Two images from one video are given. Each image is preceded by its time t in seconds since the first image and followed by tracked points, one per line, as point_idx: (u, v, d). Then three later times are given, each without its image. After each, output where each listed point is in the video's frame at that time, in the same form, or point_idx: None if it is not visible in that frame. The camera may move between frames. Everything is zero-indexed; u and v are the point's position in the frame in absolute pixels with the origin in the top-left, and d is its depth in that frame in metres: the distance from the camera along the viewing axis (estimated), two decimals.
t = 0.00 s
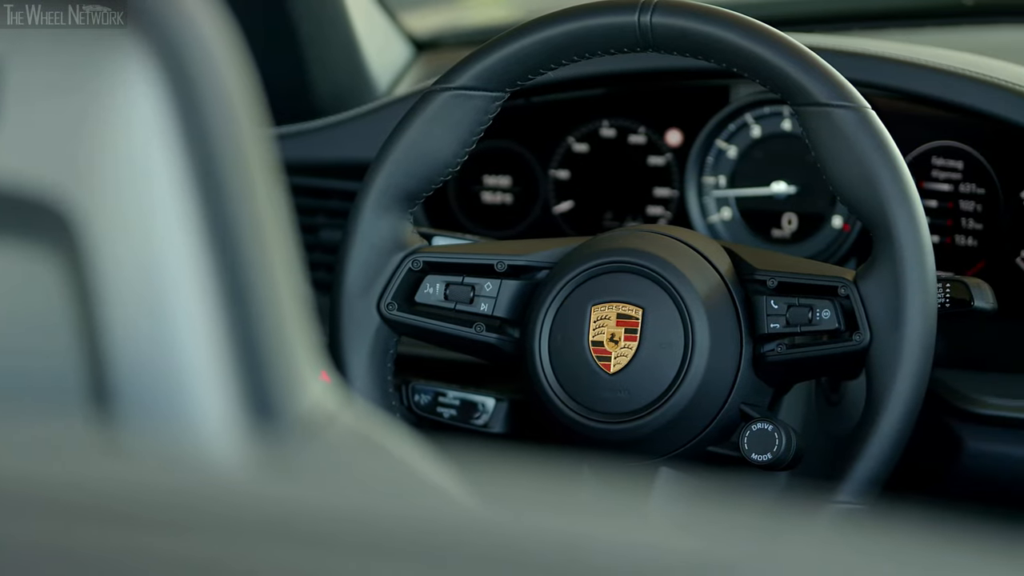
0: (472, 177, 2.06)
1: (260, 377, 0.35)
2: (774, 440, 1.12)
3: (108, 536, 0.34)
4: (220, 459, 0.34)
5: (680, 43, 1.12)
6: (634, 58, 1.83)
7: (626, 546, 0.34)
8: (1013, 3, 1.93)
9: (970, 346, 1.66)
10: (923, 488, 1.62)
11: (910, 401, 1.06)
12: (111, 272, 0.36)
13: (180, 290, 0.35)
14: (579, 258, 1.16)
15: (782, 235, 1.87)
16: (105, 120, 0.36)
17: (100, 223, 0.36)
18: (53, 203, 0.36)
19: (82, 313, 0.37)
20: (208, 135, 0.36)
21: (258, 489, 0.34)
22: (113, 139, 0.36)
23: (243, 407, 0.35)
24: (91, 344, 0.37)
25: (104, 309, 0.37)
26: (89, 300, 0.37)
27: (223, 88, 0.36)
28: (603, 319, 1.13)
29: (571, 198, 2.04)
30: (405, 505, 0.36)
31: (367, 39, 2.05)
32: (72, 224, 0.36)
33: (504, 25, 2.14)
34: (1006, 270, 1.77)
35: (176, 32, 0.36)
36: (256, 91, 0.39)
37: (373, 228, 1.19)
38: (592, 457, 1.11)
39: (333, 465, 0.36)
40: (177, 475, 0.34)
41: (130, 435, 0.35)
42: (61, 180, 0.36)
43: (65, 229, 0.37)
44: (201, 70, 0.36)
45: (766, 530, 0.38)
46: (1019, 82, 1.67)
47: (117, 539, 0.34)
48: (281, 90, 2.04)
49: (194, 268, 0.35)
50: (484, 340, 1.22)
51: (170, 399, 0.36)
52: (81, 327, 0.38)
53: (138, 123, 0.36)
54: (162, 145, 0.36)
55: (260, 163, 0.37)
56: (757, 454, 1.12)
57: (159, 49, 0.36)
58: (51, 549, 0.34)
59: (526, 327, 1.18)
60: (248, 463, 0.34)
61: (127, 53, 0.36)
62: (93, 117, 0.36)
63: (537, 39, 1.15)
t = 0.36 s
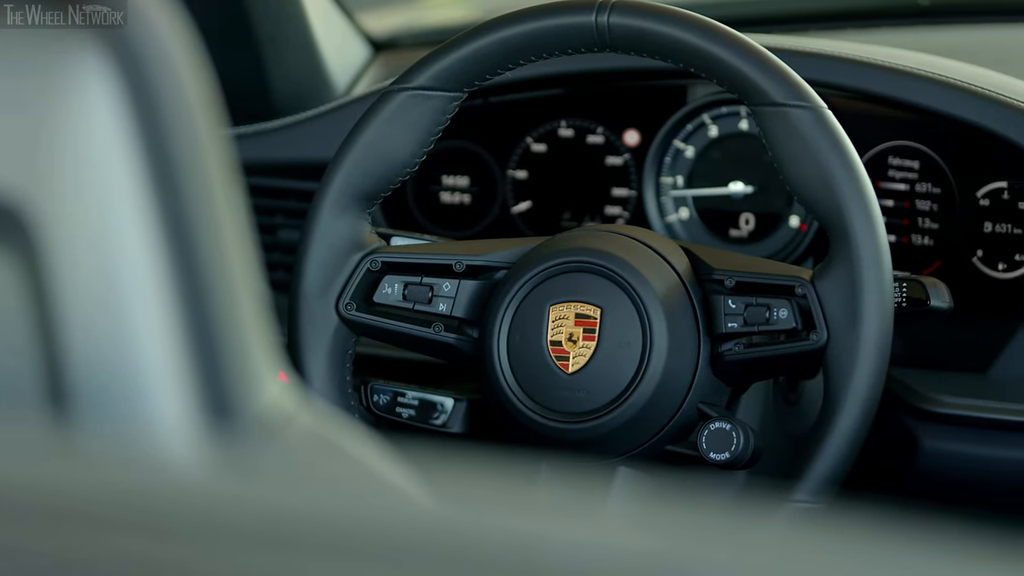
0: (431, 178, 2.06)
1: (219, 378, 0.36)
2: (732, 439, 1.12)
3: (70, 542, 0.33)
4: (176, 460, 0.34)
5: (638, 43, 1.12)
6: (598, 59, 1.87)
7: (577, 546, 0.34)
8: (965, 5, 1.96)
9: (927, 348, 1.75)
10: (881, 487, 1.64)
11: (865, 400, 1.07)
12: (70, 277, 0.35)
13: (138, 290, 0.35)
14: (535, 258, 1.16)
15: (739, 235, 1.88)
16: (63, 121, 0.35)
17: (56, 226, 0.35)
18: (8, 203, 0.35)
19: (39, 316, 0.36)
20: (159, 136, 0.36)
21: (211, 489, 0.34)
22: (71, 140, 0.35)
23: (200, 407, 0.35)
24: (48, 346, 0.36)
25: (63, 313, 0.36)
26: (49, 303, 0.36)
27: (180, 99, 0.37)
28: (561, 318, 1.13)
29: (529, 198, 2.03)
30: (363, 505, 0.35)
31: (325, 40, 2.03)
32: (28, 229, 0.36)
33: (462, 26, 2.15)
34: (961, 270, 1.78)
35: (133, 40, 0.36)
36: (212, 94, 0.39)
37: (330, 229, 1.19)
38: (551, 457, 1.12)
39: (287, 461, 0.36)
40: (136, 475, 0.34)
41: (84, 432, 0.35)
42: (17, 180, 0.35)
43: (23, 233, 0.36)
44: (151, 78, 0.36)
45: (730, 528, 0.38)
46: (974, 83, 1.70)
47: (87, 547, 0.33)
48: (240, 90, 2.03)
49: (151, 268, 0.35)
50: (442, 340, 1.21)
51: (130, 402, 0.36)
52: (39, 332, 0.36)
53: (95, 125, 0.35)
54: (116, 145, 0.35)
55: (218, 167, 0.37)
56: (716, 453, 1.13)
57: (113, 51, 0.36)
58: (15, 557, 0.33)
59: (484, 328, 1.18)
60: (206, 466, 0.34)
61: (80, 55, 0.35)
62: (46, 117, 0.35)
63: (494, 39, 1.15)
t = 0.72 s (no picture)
0: (398, 178, 2.06)
1: (188, 376, 0.36)
2: (699, 439, 1.12)
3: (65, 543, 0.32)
4: (143, 457, 0.34)
5: (604, 43, 1.12)
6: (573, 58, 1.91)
7: (544, 547, 0.34)
8: (930, 6, 1.97)
9: (893, 347, 1.78)
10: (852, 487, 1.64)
11: (831, 399, 1.07)
12: (35, 279, 0.35)
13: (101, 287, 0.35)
14: (503, 258, 1.16)
15: (706, 234, 1.88)
16: (29, 122, 0.35)
17: (21, 226, 0.35)
18: None
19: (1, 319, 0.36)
20: (125, 133, 0.36)
21: (188, 488, 0.33)
22: (40, 140, 0.35)
23: (170, 404, 0.36)
24: (11, 349, 0.35)
25: (27, 313, 0.36)
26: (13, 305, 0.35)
27: (147, 100, 0.37)
28: (529, 318, 1.13)
29: (496, 198, 2.03)
30: (336, 507, 0.34)
31: (292, 40, 2.03)
32: None
33: (430, 26, 2.14)
34: (927, 268, 1.80)
35: (107, 42, 0.37)
36: (183, 100, 0.40)
37: (298, 230, 1.18)
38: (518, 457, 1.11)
39: (255, 459, 0.37)
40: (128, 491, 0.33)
41: (47, 428, 0.34)
42: None
43: None
44: (129, 76, 0.37)
45: (699, 528, 0.38)
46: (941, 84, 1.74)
47: (87, 548, 0.32)
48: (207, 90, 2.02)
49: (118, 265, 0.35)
50: (410, 340, 1.21)
51: (96, 401, 0.36)
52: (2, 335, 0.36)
53: (62, 126, 0.35)
54: (81, 140, 0.35)
55: (185, 167, 0.38)
56: (683, 453, 1.13)
57: (84, 52, 0.36)
58: (15, 562, 0.32)
59: (452, 329, 1.18)
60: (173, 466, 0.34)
61: (49, 53, 0.35)
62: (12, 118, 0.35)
63: (461, 38, 1.15)
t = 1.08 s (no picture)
0: (372, 178, 2.05)
1: (159, 376, 0.36)
2: (673, 438, 1.13)
3: (41, 546, 0.32)
4: (113, 458, 0.34)
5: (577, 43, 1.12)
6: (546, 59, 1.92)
7: (518, 547, 0.34)
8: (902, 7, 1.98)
9: (865, 346, 1.82)
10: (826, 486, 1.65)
11: (804, 398, 1.07)
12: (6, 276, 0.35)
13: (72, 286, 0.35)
14: (477, 258, 1.16)
15: (679, 235, 1.89)
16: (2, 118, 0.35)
17: None
18: None
19: None
20: (99, 136, 0.36)
21: (157, 488, 0.33)
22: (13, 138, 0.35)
23: (142, 405, 0.35)
24: None
25: None
26: None
27: (120, 105, 0.37)
28: (503, 318, 1.13)
29: (469, 199, 2.03)
30: (290, 506, 0.34)
31: (264, 41, 2.02)
32: None
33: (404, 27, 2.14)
34: (900, 268, 1.81)
35: (80, 41, 0.37)
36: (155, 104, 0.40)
37: (271, 230, 1.18)
38: (491, 457, 1.11)
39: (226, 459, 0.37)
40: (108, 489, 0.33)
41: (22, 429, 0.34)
42: None
43: None
44: (105, 79, 0.37)
45: (678, 528, 0.38)
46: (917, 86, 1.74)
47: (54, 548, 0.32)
48: (181, 90, 2.01)
49: (91, 264, 0.35)
50: (384, 340, 1.21)
51: (66, 400, 0.35)
52: None
53: (31, 123, 0.35)
54: (55, 139, 0.35)
55: (158, 169, 0.38)
56: (657, 452, 1.13)
57: (55, 50, 0.36)
58: None
59: (426, 328, 1.17)
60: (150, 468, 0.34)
61: (21, 50, 0.35)
62: None
63: (437, 38, 1.15)
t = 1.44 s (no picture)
0: (349, 179, 2.05)
1: (139, 379, 0.36)
2: (651, 438, 1.13)
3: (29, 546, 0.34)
4: (91, 461, 0.34)
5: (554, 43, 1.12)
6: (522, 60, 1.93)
7: (495, 547, 0.36)
8: (878, 8, 1.99)
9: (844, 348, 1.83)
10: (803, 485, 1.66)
11: (782, 399, 1.07)
12: None
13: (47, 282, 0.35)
14: (455, 258, 1.16)
15: (658, 234, 1.87)
16: None
17: None
18: None
19: None
20: (76, 131, 0.36)
21: (138, 492, 0.35)
22: None
23: (122, 409, 0.35)
24: None
25: None
26: None
27: (97, 102, 0.37)
28: (481, 318, 1.13)
29: (447, 199, 2.03)
30: (277, 507, 0.37)
31: (241, 41, 2.02)
32: None
33: (382, 27, 2.14)
34: (876, 269, 1.83)
35: (55, 41, 0.36)
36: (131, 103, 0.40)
37: (248, 230, 1.17)
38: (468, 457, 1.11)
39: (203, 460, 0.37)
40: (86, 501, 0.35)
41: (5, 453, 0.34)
42: None
43: None
44: (82, 76, 0.37)
45: (653, 529, 0.39)
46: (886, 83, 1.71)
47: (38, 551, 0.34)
48: (156, 90, 1.99)
49: (67, 260, 0.35)
50: (362, 340, 1.21)
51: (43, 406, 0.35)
52: None
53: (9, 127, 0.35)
54: (31, 137, 0.35)
55: (134, 169, 0.38)
56: (635, 451, 1.14)
57: (30, 50, 0.35)
58: None
59: (404, 328, 1.17)
60: (119, 469, 0.34)
61: None
62: None
63: (414, 38, 1.15)
